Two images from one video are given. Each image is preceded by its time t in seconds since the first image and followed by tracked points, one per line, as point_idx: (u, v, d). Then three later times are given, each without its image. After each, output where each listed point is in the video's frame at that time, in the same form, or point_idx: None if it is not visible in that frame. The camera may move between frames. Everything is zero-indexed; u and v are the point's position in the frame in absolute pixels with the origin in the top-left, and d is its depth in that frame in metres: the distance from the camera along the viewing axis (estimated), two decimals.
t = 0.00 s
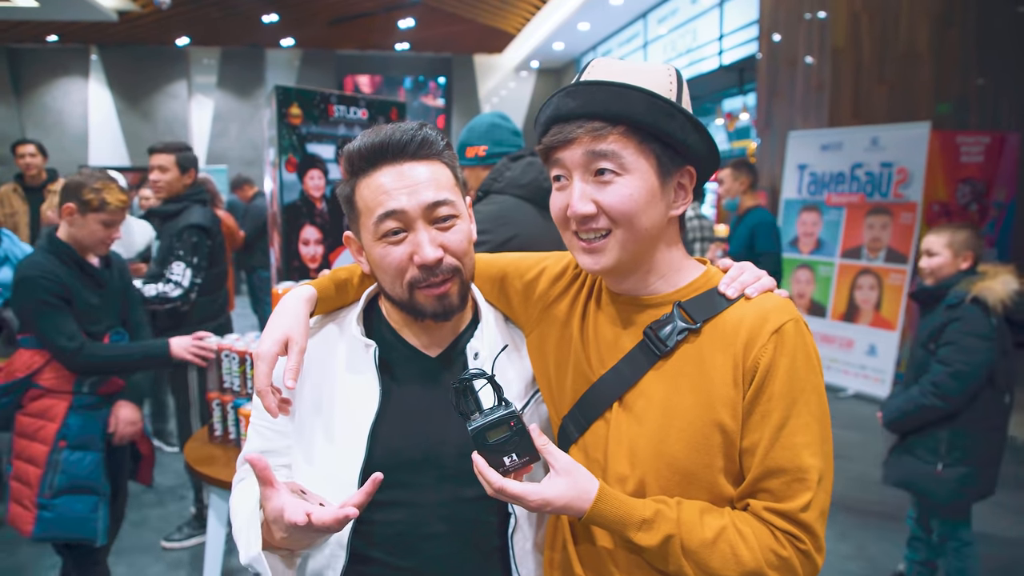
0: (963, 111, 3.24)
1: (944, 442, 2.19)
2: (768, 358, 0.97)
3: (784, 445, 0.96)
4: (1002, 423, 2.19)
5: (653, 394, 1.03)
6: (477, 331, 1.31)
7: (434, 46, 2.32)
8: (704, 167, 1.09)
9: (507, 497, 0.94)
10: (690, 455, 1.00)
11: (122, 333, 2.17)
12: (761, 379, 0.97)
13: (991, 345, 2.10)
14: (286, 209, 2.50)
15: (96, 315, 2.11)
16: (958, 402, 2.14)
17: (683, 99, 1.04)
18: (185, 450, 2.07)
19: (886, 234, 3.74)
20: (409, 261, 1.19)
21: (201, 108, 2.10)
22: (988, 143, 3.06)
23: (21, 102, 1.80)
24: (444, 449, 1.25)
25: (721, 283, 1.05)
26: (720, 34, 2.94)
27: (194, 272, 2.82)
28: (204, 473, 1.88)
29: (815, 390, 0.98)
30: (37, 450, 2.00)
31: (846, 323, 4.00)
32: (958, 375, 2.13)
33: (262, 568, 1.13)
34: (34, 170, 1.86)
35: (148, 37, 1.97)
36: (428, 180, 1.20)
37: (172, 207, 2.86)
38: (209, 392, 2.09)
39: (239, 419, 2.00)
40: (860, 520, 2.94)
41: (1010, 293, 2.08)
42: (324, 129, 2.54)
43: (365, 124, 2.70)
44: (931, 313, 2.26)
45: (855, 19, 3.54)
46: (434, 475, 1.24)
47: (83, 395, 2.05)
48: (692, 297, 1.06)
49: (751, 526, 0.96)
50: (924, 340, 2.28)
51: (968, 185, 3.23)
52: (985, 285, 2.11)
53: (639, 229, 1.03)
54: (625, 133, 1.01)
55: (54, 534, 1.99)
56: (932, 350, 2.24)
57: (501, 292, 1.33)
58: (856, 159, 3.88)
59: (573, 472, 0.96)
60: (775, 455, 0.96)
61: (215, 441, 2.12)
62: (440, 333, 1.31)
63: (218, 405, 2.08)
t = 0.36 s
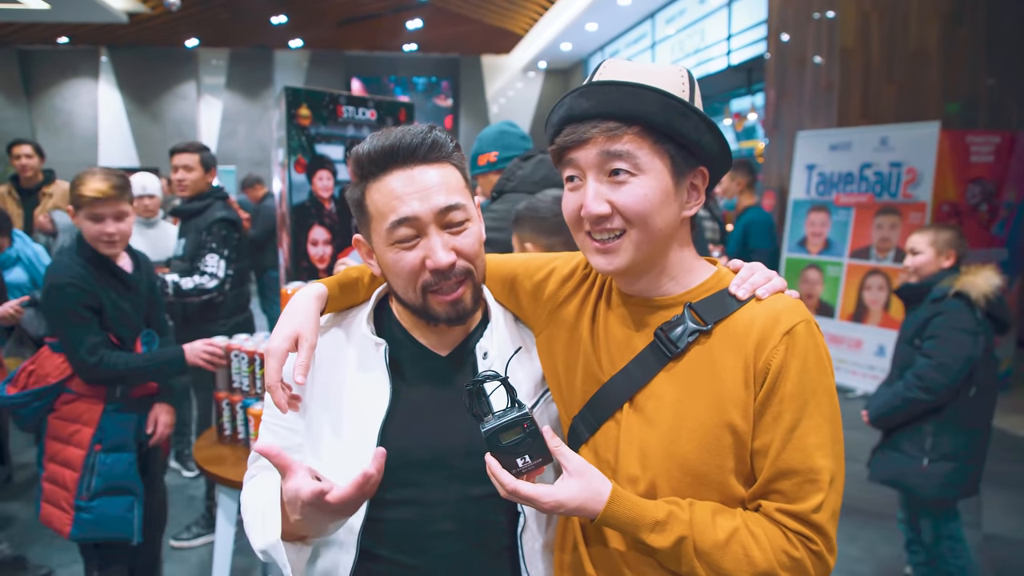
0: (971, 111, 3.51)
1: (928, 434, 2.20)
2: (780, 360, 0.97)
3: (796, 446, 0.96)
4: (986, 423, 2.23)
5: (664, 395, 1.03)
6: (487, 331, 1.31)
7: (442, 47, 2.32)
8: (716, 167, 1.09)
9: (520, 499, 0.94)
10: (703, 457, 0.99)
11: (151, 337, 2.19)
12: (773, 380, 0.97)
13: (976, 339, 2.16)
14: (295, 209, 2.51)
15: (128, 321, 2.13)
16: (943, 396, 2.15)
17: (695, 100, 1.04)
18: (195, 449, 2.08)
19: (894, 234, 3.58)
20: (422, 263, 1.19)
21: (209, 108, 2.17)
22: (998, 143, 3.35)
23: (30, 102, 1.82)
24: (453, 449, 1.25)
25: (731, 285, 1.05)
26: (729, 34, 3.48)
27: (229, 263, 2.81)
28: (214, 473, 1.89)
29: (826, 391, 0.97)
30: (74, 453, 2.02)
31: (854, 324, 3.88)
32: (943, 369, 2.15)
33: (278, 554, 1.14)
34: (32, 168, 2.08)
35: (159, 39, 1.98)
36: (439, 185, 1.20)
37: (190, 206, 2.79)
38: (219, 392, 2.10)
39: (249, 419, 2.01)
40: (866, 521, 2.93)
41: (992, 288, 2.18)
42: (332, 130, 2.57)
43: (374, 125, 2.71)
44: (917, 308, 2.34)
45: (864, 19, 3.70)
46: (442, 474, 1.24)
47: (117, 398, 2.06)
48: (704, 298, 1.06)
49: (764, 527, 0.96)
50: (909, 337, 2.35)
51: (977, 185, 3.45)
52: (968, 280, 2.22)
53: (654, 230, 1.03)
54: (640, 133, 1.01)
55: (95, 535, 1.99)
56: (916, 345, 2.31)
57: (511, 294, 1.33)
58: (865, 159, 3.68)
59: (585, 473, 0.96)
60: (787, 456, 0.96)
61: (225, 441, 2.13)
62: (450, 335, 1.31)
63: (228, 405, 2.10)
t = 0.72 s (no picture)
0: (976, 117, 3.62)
1: (942, 450, 2.21)
2: (785, 365, 0.97)
3: (799, 451, 0.96)
4: (986, 431, 2.27)
5: (669, 400, 1.03)
6: (489, 336, 1.32)
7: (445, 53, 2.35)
8: (725, 173, 1.09)
9: (525, 501, 0.94)
10: (706, 461, 0.99)
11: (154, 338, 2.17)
12: (778, 386, 0.97)
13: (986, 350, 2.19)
14: (298, 215, 2.48)
15: (128, 323, 2.19)
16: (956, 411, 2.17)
17: (705, 105, 1.05)
18: (198, 454, 2.08)
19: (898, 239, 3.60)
20: (438, 266, 1.19)
21: (213, 113, 2.14)
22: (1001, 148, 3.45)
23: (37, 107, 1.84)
24: (454, 453, 1.25)
25: (736, 291, 1.05)
26: (731, 39, 3.06)
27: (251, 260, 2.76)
28: (217, 478, 1.90)
29: (830, 397, 0.98)
30: (64, 448, 2.11)
31: (857, 329, 3.89)
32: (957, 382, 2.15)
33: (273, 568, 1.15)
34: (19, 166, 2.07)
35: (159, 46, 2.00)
36: (445, 187, 1.21)
37: (202, 210, 2.76)
38: (223, 397, 2.10)
39: (251, 424, 2.01)
40: (868, 526, 2.93)
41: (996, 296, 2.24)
42: (336, 136, 2.54)
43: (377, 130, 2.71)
44: (919, 321, 2.31)
45: (868, 25, 3.69)
46: (443, 477, 1.24)
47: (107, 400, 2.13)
48: (709, 303, 1.06)
49: (766, 532, 0.96)
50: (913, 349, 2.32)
51: (981, 190, 3.50)
52: (973, 291, 2.27)
53: (664, 233, 1.03)
54: (652, 138, 1.02)
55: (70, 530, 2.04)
56: (923, 359, 2.28)
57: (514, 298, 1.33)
58: (867, 166, 3.70)
59: (590, 476, 0.96)
60: (790, 462, 0.96)
61: (228, 445, 2.13)
62: (451, 338, 1.32)
63: (231, 409, 2.10)
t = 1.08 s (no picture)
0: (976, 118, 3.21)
1: (950, 486, 2.03)
2: (782, 368, 0.98)
3: (795, 452, 0.97)
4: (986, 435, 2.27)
5: (665, 402, 1.03)
6: (484, 332, 1.30)
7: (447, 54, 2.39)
8: (717, 172, 1.10)
9: (521, 498, 0.94)
10: (702, 463, 1.00)
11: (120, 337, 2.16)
12: (775, 388, 0.98)
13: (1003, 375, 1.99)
14: (298, 216, 2.47)
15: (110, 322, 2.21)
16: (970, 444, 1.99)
17: (691, 107, 1.05)
18: (198, 455, 2.08)
19: (896, 244, 3.60)
20: (427, 263, 1.19)
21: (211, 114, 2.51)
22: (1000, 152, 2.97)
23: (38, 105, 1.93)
24: (453, 452, 1.25)
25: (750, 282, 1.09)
26: (730, 43, 3.07)
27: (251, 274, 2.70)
28: (215, 479, 1.89)
29: (827, 398, 0.99)
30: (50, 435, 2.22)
31: (856, 332, 3.89)
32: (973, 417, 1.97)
33: None
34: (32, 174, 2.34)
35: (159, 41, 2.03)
36: (432, 186, 1.21)
37: (204, 213, 2.70)
38: (222, 399, 2.10)
39: (250, 426, 2.01)
40: (867, 530, 2.93)
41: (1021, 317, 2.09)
42: (336, 137, 2.52)
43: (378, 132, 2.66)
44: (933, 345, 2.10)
45: (868, 31, 3.77)
46: (442, 477, 1.24)
47: (79, 395, 2.18)
48: (709, 303, 1.06)
49: (762, 533, 0.96)
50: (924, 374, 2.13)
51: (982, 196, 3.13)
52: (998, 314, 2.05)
53: (666, 245, 1.03)
54: (646, 151, 1.02)
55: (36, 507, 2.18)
56: (936, 386, 2.09)
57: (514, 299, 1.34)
58: (867, 170, 3.74)
59: (587, 474, 0.96)
60: (786, 463, 0.97)
61: (226, 447, 2.13)
62: (443, 334, 1.32)
63: (231, 411, 2.09)
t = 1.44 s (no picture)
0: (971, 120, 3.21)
1: (961, 501, 2.03)
2: (764, 371, 0.98)
3: (780, 454, 0.97)
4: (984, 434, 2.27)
5: (651, 406, 1.04)
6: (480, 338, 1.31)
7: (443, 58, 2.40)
8: (704, 173, 1.11)
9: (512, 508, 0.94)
10: (688, 465, 1.00)
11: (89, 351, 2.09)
12: (758, 391, 0.98)
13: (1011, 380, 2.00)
14: (296, 220, 2.44)
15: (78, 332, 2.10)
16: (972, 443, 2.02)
17: (678, 109, 1.05)
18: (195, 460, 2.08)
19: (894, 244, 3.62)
20: (403, 263, 1.20)
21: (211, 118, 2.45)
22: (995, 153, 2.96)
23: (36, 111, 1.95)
24: (447, 456, 1.25)
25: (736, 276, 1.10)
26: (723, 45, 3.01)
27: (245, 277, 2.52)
28: (213, 483, 1.89)
29: (811, 399, 0.99)
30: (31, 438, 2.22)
31: (854, 333, 3.90)
32: (987, 428, 1.98)
33: None
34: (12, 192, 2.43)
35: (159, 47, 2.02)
36: (428, 190, 1.21)
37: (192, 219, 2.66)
38: (220, 402, 2.10)
39: (248, 430, 2.01)
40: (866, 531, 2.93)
41: None
42: (334, 141, 2.51)
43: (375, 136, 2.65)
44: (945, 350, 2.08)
45: (863, 31, 3.73)
46: (437, 481, 1.24)
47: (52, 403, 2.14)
48: (692, 308, 1.06)
49: (749, 533, 0.97)
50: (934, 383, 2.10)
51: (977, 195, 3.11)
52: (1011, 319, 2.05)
53: (651, 241, 1.04)
54: (632, 149, 1.02)
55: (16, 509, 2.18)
56: (947, 395, 2.07)
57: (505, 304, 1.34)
58: (864, 170, 3.76)
59: (576, 482, 0.96)
60: (772, 465, 0.97)
61: (224, 451, 2.13)
62: (439, 340, 1.32)
63: (228, 415, 2.09)
